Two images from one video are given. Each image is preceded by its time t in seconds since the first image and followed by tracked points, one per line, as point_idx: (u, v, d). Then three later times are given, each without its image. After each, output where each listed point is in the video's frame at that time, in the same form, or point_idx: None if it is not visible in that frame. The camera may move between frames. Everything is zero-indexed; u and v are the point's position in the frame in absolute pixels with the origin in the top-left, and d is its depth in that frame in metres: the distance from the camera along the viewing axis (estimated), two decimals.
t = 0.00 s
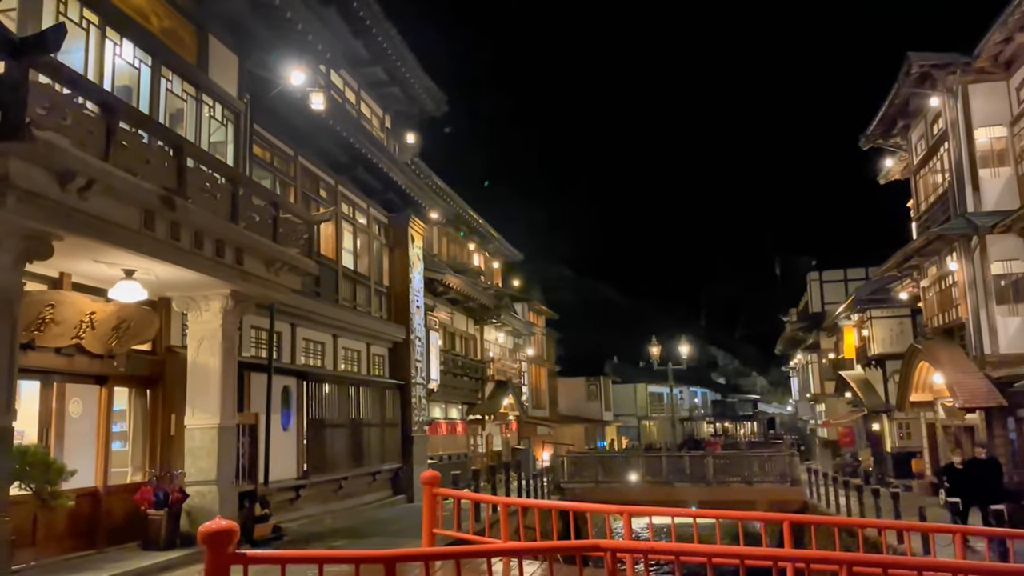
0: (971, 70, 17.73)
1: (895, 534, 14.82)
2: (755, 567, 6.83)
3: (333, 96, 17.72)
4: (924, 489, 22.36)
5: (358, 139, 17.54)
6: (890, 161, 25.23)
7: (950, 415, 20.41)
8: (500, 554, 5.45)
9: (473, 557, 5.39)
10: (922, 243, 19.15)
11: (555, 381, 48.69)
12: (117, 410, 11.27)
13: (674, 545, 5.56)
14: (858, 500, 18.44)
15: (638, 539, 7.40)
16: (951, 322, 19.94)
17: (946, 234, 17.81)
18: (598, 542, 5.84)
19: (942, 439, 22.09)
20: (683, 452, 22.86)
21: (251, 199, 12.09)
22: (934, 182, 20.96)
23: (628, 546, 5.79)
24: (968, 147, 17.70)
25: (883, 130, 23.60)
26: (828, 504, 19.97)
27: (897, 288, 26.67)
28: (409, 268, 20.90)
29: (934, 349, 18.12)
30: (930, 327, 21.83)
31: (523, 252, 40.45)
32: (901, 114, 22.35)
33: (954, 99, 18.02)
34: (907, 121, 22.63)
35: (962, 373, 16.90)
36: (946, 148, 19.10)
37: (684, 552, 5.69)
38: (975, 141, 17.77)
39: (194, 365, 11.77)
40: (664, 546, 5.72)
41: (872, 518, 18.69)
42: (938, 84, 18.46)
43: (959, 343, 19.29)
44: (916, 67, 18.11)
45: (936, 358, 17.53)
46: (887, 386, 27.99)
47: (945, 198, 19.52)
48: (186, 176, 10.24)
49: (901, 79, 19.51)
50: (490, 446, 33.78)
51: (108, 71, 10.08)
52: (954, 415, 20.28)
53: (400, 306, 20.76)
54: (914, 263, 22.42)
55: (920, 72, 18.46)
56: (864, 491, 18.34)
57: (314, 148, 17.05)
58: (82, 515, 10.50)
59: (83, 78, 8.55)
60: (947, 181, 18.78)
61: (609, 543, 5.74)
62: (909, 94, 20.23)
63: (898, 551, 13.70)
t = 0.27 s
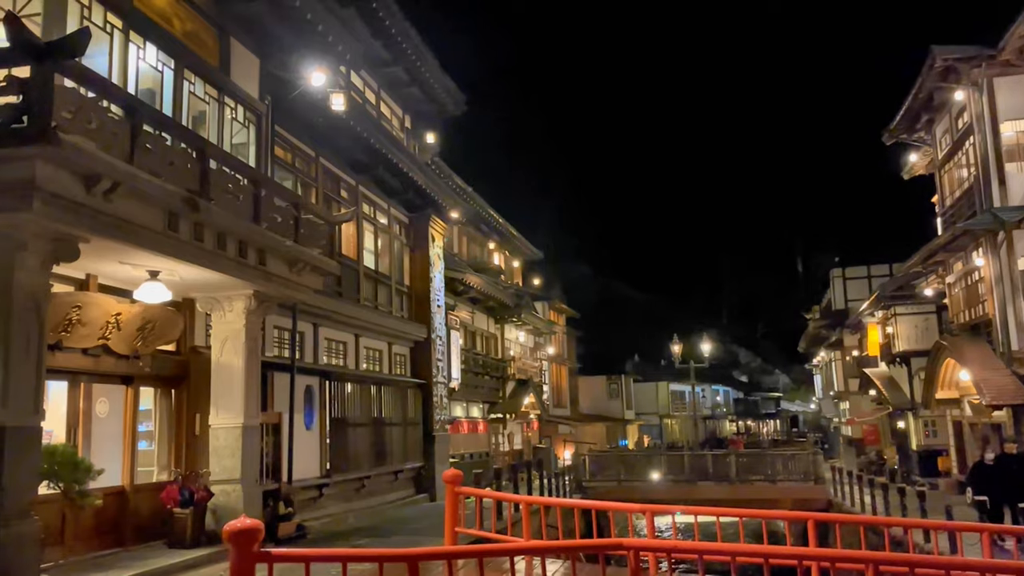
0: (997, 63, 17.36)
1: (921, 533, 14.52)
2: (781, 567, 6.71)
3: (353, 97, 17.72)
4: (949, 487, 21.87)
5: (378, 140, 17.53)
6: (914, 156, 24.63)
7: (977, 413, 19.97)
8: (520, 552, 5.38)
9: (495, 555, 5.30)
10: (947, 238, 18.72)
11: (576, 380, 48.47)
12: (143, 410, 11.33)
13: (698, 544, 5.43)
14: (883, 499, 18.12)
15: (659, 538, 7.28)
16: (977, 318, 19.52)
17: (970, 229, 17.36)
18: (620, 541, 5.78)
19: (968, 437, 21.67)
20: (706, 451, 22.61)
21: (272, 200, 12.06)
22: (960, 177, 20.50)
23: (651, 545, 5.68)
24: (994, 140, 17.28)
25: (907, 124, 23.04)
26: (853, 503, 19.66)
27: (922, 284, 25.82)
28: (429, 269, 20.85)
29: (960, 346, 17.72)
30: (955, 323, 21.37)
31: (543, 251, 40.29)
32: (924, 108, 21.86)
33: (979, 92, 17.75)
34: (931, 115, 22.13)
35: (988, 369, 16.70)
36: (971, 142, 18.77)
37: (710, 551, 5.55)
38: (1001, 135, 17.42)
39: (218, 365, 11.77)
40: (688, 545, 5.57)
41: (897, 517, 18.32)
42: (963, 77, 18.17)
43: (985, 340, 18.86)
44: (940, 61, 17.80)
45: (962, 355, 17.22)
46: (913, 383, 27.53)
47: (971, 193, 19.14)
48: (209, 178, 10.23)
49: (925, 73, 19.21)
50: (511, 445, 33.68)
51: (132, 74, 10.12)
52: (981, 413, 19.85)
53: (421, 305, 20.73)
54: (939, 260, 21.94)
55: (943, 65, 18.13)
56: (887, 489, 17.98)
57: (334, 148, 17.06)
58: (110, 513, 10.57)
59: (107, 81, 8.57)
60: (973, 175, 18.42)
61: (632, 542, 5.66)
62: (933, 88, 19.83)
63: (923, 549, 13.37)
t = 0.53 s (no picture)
0: None
1: (948, 532, 14.19)
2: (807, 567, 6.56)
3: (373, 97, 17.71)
4: (973, 485, 21.36)
5: (399, 140, 17.49)
6: (938, 152, 23.89)
7: (1006, 411, 19.49)
8: (545, 551, 5.32)
9: (519, 553, 5.22)
10: (971, 234, 18.30)
11: (597, 379, 48.18)
12: (169, 410, 11.39)
13: (722, 543, 5.32)
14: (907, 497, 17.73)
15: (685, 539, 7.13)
16: (1005, 314, 19.10)
17: (999, 224, 17.09)
18: (644, 539, 5.71)
19: (998, 436, 21.17)
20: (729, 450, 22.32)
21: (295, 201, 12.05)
22: (986, 172, 20.06)
23: (675, 544, 5.59)
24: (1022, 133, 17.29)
25: (932, 120, 22.47)
26: (878, 501, 19.29)
27: (949, 282, 24.65)
28: (451, 268, 20.79)
29: (988, 343, 17.30)
30: (983, 320, 20.94)
31: (563, 249, 40.10)
32: (950, 103, 21.37)
33: (1006, 86, 17.68)
34: (956, 110, 21.63)
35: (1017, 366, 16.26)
36: (997, 136, 18.48)
37: (734, 550, 5.43)
38: None
39: (242, 365, 11.79)
40: (712, 544, 5.45)
41: (925, 516, 17.93)
42: (989, 71, 18.01)
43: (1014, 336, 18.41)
44: (966, 55, 17.56)
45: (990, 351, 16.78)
46: (940, 380, 27.05)
47: (998, 188, 18.73)
48: (232, 179, 10.23)
49: (950, 67, 18.96)
50: (533, 444, 33.56)
51: (157, 78, 10.14)
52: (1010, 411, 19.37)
53: (443, 305, 20.69)
54: (965, 256, 21.41)
55: (969, 60, 17.89)
56: (914, 488, 17.59)
57: (355, 149, 17.06)
58: (137, 512, 10.63)
59: (132, 85, 8.58)
60: (1000, 170, 18.36)
61: (655, 541, 5.59)
62: (959, 81, 19.45)
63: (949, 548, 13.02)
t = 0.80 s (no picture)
0: None
1: (977, 533, 13.83)
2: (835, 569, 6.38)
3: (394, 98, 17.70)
4: (1002, 485, 20.87)
5: (419, 140, 17.46)
6: (965, 148, 23.14)
7: None
8: (570, 551, 5.22)
9: (543, 553, 5.11)
10: (997, 231, 17.88)
11: (619, 379, 47.86)
12: (194, 410, 11.44)
13: (749, 544, 5.18)
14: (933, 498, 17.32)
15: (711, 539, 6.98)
16: None
17: None
18: (668, 539, 5.59)
19: None
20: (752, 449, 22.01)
21: (317, 203, 12.03)
22: (1013, 167, 19.58)
23: (700, 544, 5.48)
24: None
25: (957, 116, 21.89)
26: (904, 500, 18.90)
27: (975, 279, 23.88)
28: (472, 268, 20.72)
29: (1015, 341, 16.85)
30: (1010, 317, 20.44)
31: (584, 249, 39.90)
32: (975, 99, 20.87)
33: None
34: (983, 105, 21.10)
35: None
36: None
37: (760, 551, 5.28)
38: None
39: (266, 365, 11.81)
40: (738, 544, 5.31)
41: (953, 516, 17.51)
42: (1016, 65, 17.68)
43: None
44: (992, 48, 17.23)
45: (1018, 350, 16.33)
46: (966, 380, 26.41)
47: None
48: (255, 181, 10.22)
49: (975, 61, 18.62)
50: (555, 443, 33.41)
51: (181, 81, 10.18)
52: None
53: (464, 305, 20.63)
54: (991, 253, 20.89)
55: (995, 53, 17.56)
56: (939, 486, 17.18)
57: (376, 150, 17.06)
58: (164, 511, 10.68)
59: (156, 88, 8.59)
60: None
61: (679, 541, 5.49)
62: (985, 75, 19.03)
63: (977, 547, 12.68)
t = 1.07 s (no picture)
0: None
1: (1004, 534, 13.51)
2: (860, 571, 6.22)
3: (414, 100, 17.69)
4: None
5: (439, 142, 17.43)
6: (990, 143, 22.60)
7: None
8: (592, 552, 5.12)
9: (565, 554, 5.01)
10: None
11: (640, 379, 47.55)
12: (218, 411, 11.48)
13: (772, 544, 5.06)
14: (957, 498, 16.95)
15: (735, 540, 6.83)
16: None
17: None
18: (690, 540, 5.48)
19: None
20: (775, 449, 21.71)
21: (338, 205, 12.03)
22: None
23: (722, 544, 5.38)
24: None
25: (982, 111, 21.40)
26: (929, 501, 18.53)
27: (1001, 276, 23.25)
28: (492, 269, 20.65)
29: None
30: None
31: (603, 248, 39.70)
32: (1000, 93, 20.40)
33: None
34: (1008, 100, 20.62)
35: None
36: None
37: (783, 552, 5.15)
38: None
39: (289, 366, 11.84)
40: (761, 545, 5.18)
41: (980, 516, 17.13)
42: None
43: None
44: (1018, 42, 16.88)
45: None
46: (993, 380, 25.60)
47: None
48: (277, 183, 10.22)
49: (1000, 55, 18.27)
50: (576, 444, 33.26)
51: (203, 85, 10.20)
52: None
53: (484, 306, 20.57)
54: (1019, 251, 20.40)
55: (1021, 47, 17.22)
56: (966, 486, 16.82)
57: (396, 151, 17.06)
58: (189, 511, 10.73)
59: (179, 92, 8.61)
60: None
61: (701, 541, 5.39)
62: (1011, 69, 18.61)
63: (1007, 549, 12.38)
